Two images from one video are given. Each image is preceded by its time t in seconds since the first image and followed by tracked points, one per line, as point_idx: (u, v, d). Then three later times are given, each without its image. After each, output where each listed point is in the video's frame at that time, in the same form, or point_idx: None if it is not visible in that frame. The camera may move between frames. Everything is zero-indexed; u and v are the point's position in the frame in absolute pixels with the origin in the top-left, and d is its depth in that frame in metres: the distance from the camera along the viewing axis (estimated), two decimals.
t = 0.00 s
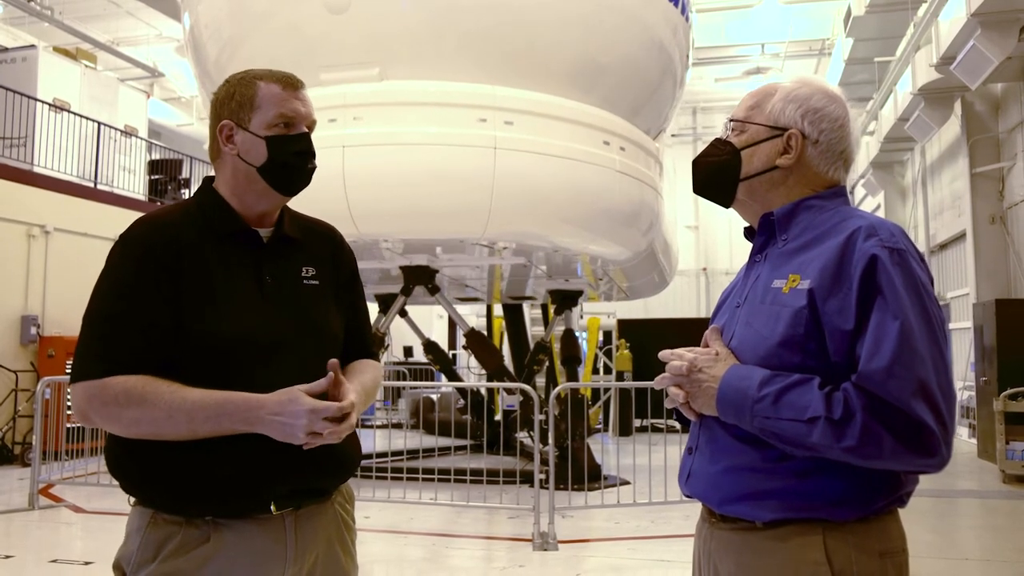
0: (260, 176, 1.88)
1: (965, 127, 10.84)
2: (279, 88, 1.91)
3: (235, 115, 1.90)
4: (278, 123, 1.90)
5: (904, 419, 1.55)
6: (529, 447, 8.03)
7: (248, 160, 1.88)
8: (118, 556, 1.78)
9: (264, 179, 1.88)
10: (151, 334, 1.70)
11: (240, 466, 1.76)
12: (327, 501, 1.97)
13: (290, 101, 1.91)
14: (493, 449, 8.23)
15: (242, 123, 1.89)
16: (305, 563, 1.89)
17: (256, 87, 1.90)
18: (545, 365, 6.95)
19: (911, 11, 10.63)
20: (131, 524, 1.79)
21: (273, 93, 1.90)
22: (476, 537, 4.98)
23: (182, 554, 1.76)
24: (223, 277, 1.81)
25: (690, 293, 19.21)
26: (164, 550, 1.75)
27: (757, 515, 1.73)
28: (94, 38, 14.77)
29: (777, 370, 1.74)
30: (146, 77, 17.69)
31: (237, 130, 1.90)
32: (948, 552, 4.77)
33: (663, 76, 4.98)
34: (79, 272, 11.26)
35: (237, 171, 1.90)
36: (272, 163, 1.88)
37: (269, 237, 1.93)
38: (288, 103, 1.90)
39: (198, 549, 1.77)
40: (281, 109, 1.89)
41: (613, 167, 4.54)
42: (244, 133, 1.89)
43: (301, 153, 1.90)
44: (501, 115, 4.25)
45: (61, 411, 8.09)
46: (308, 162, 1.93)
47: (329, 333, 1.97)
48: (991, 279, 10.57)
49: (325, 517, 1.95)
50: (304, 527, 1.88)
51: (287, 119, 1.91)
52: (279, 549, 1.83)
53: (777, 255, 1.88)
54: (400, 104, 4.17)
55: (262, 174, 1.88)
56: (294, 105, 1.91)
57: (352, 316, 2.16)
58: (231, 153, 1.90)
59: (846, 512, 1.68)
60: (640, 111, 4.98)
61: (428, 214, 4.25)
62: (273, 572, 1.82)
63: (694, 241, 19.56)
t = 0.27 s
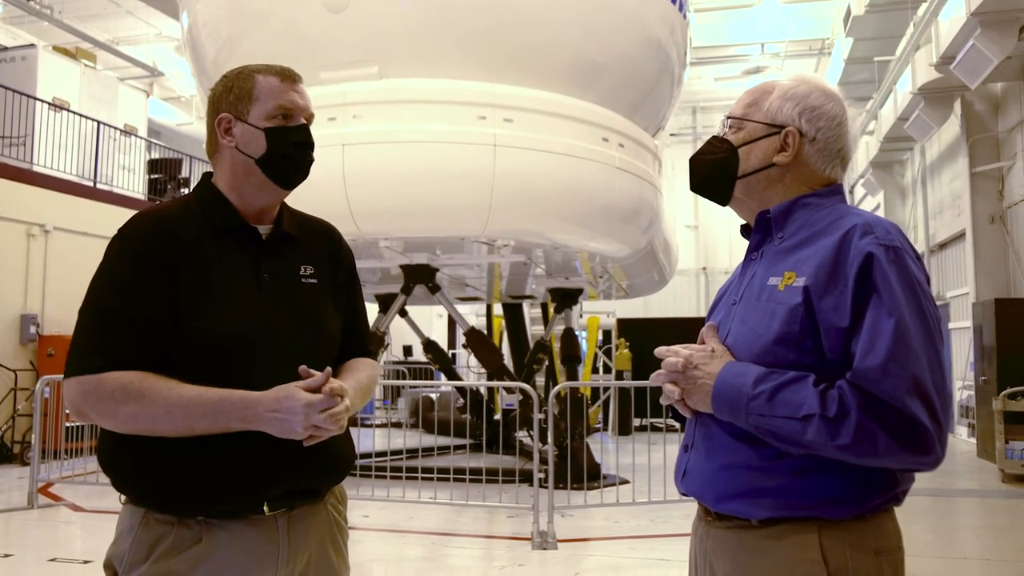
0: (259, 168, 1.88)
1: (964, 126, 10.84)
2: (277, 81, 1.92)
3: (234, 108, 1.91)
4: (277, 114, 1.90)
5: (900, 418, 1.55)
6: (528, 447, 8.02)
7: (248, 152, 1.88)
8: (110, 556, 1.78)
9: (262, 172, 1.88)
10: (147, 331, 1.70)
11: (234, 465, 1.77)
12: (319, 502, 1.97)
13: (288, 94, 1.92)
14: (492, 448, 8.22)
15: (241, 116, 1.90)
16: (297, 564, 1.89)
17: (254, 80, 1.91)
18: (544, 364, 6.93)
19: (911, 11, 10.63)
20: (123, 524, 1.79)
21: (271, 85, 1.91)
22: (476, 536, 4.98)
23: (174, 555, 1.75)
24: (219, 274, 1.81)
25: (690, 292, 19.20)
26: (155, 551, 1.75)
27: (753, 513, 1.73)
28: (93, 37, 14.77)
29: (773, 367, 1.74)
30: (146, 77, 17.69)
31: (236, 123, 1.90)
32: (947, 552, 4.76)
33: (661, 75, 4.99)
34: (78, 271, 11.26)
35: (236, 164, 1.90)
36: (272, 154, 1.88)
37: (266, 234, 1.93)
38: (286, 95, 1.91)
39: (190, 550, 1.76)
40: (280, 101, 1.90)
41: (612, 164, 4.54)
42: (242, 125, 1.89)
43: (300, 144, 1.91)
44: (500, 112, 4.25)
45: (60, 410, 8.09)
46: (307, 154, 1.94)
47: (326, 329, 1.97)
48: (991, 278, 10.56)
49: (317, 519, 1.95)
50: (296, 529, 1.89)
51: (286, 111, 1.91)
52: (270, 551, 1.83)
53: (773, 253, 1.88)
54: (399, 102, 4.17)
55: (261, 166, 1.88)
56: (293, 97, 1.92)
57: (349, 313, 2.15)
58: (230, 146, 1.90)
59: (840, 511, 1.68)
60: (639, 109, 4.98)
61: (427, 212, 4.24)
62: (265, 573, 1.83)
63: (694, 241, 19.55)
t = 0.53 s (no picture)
0: (252, 160, 1.88)
1: (964, 126, 10.84)
2: (257, 72, 1.94)
3: (217, 104, 1.91)
4: (261, 104, 1.91)
5: (897, 418, 1.54)
6: (528, 446, 8.02)
7: (236, 145, 1.88)
8: (111, 558, 1.78)
9: (255, 163, 1.88)
10: (144, 331, 1.69)
11: (235, 464, 1.76)
12: (321, 501, 1.97)
13: (270, 82, 1.94)
14: (492, 448, 8.22)
15: (226, 110, 1.90)
16: (300, 563, 1.89)
17: (235, 74, 1.93)
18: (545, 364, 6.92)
19: (911, 10, 10.63)
20: (124, 525, 1.79)
21: (253, 76, 1.92)
22: (477, 536, 4.97)
23: (176, 556, 1.76)
24: (217, 273, 1.81)
25: (690, 292, 19.21)
26: (157, 552, 1.75)
27: (750, 512, 1.73)
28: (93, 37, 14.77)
29: (770, 366, 1.74)
30: (146, 77, 17.70)
31: (221, 118, 1.90)
32: (948, 551, 4.76)
33: (660, 74, 4.99)
34: (78, 271, 11.26)
35: (226, 158, 1.89)
36: (262, 143, 1.88)
37: (265, 231, 1.93)
38: (267, 84, 1.92)
39: (192, 551, 1.77)
40: (262, 91, 1.91)
41: (612, 163, 4.54)
42: (228, 119, 1.89)
43: (289, 131, 1.92)
44: (501, 111, 4.24)
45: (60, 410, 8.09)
46: (296, 140, 1.94)
47: (324, 327, 1.96)
48: (992, 278, 10.55)
49: (319, 517, 1.95)
50: (299, 528, 1.89)
51: (270, 99, 1.92)
52: (273, 550, 1.83)
53: (771, 249, 1.87)
54: (399, 102, 4.16)
55: (252, 157, 1.88)
56: (274, 85, 1.93)
57: (347, 310, 2.15)
58: (218, 142, 1.90)
59: (839, 510, 1.68)
60: (637, 108, 4.98)
61: (427, 212, 4.24)
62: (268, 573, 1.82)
63: (694, 240, 19.55)
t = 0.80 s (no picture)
0: (243, 161, 1.88)
1: (965, 126, 10.83)
2: (245, 71, 1.92)
3: (206, 106, 1.90)
4: (251, 105, 1.90)
5: (892, 421, 1.54)
6: (529, 446, 8.01)
7: (226, 147, 1.88)
8: (112, 558, 1.77)
9: (247, 164, 1.88)
10: (141, 332, 1.69)
11: (235, 464, 1.76)
12: (322, 500, 1.96)
13: (258, 82, 1.92)
14: (493, 448, 8.22)
15: (214, 112, 1.89)
16: (302, 563, 1.88)
17: (223, 74, 1.91)
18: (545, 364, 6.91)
19: (911, 10, 10.62)
20: (125, 526, 1.78)
21: (240, 76, 1.91)
22: (477, 536, 4.97)
23: (178, 557, 1.75)
24: (213, 272, 1.80)
25: (691, 292, 19.22)
26: (159, 553, 1.75)
27: (745, 512, 1.72)
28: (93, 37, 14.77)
29: (767, 365, 1.73)
30: (146, 77, 17.70)
31: (211, 120, 1.89)
32: (948, 552, 4.75)
33: (659, 75, 4.99)
34: (78, 272, 11.26)
35: (218, 160, 1.89)
36: (252, 145, 1.88)
37: (261, 230, 1.93)
38: (256, 83, 1.91)
39: (194, 551, 1.76)
40: (251, 92, 1.90)
41: (612, 163, 4.53)
42: (217, 121, 1.88)
43: (279, 131, 1.91)
44: (500, 112, 4.24)
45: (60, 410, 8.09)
46: (287, 140, 1.93)
47: (321, 327, 1.96)
48: (992, 278, 10.55)
49: (320, 516, 1.94)
50: (300, 528, 1.88)
51: (259, 100, 1.91)
52: (274, 549, 1.82)
53: (770, 248, 1.87)
54: (399, 103, 4.16)
55: (243, 159, 1.88)
56: (263, 85, 1.92)
57: (344, 309, 2.15)
58: (208, 144, 1.89)
59: (836, 512, 1.67)
60: (637, 109, 4.99)
61: (428, 213, 4.23)
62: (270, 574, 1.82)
63: (694, 240, 19.57)
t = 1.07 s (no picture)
0: (239, 161, 1.88)
1: (964, 126, 10.83)
2: (243, 71, 1.92)
3: (203, 105, 1.90)
4: (248, 105, 1.90)
5: (893, 422, 1.53)
6: (529, 447, 8.01)
7: (223, 147, 1.88)
8: (110, 559, 1.77)
9: (243, 164, 1.88)
10: (139, 334, 1.68)
11: (233, 465, 1.75)
12: (320, 501, 1.96)
13: (256, 82, 1.92)
14: (492, 448, 8.21)
15: (211, 111, 1.89)
16: (301, 562, 1.88)
17: (221, 74, 1.91)
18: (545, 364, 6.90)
19: (911, 10, 10.62)
20: (123, 528, 1.78)
21: (239, 76, 1.91)
22: (477, 537, 4.97)
23: (176, 558, 1.75)
24: (210, 274, 1.80)
25: (690, 292, 19.22)
26: (156, 555, 1.74)
27: (746, 515, 1.72)
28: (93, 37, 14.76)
29: (765, 367, 1.73)
30: (146, 77, 17.70)
31: (208, 119, 1.89)
32: (948, 551, 4.75)
33: (659, 75, 4.99)
34: (78, 271, 11.26)
35: (214, 159, 1.89)
36: (248, 145, 1.87)
37: (258, 230, 1.92)
38: (254, 84, 1.91)
39: (193, 553, 1.76)
40: (249, 92, 1.90)
41: (612, 163, 4.53)
42: (214, 120, 1.88)
43: (275, 131, 1.91)
44: (500, 112, 4.24)
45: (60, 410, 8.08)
46: (284, 141, 1.92)
47: (319, 327, 1.96)
48: (992, 278, 10.56)
49: (318, 516, 1.94)
50: (299, 529, 1.88)
51: (257, 100, 1.91)
52: (273, 551, 1.82)
53: (766, 249, 1.86)
54: (399, 103, 4.15)
55: (239, 159, 1.87)
56: (261, 85, 1.92)
57: (342, 310, 2.15)
58: (205, 143, 1.89)
59: (837, 513, 1.67)
60: (637, 109, 4.99)
61: (427, 213, 4.23)
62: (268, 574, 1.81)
63: (693, 240, 19.59)
